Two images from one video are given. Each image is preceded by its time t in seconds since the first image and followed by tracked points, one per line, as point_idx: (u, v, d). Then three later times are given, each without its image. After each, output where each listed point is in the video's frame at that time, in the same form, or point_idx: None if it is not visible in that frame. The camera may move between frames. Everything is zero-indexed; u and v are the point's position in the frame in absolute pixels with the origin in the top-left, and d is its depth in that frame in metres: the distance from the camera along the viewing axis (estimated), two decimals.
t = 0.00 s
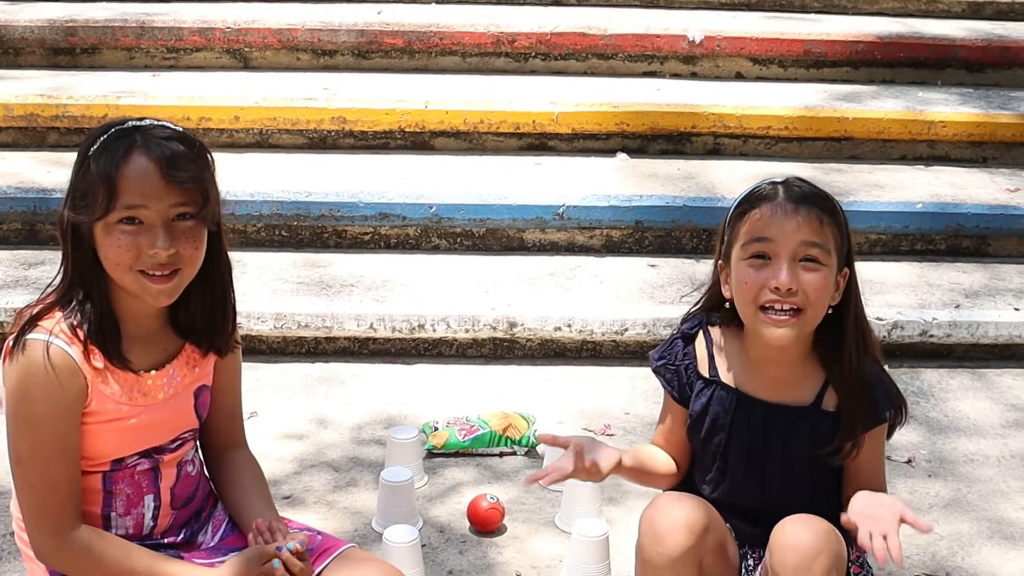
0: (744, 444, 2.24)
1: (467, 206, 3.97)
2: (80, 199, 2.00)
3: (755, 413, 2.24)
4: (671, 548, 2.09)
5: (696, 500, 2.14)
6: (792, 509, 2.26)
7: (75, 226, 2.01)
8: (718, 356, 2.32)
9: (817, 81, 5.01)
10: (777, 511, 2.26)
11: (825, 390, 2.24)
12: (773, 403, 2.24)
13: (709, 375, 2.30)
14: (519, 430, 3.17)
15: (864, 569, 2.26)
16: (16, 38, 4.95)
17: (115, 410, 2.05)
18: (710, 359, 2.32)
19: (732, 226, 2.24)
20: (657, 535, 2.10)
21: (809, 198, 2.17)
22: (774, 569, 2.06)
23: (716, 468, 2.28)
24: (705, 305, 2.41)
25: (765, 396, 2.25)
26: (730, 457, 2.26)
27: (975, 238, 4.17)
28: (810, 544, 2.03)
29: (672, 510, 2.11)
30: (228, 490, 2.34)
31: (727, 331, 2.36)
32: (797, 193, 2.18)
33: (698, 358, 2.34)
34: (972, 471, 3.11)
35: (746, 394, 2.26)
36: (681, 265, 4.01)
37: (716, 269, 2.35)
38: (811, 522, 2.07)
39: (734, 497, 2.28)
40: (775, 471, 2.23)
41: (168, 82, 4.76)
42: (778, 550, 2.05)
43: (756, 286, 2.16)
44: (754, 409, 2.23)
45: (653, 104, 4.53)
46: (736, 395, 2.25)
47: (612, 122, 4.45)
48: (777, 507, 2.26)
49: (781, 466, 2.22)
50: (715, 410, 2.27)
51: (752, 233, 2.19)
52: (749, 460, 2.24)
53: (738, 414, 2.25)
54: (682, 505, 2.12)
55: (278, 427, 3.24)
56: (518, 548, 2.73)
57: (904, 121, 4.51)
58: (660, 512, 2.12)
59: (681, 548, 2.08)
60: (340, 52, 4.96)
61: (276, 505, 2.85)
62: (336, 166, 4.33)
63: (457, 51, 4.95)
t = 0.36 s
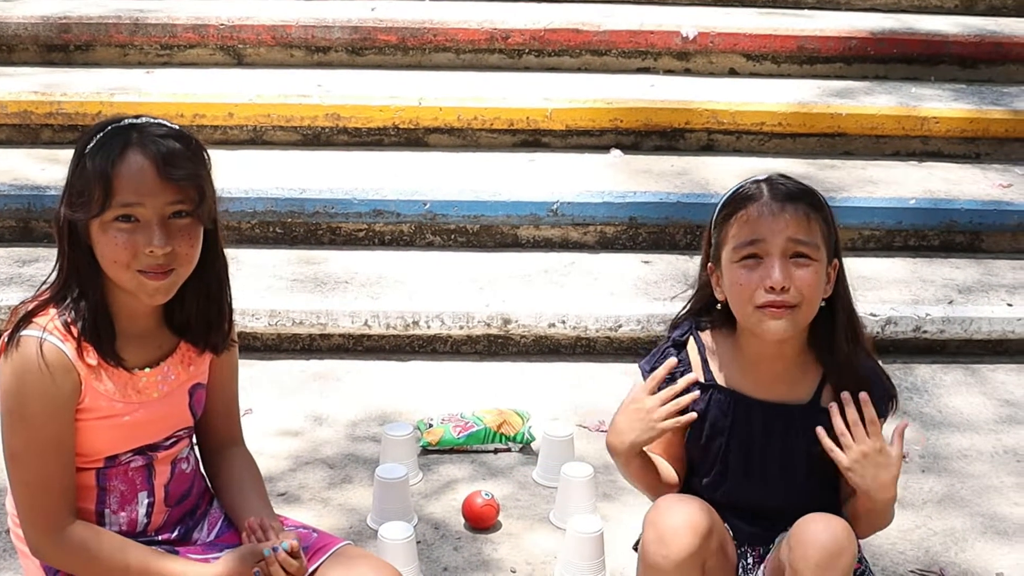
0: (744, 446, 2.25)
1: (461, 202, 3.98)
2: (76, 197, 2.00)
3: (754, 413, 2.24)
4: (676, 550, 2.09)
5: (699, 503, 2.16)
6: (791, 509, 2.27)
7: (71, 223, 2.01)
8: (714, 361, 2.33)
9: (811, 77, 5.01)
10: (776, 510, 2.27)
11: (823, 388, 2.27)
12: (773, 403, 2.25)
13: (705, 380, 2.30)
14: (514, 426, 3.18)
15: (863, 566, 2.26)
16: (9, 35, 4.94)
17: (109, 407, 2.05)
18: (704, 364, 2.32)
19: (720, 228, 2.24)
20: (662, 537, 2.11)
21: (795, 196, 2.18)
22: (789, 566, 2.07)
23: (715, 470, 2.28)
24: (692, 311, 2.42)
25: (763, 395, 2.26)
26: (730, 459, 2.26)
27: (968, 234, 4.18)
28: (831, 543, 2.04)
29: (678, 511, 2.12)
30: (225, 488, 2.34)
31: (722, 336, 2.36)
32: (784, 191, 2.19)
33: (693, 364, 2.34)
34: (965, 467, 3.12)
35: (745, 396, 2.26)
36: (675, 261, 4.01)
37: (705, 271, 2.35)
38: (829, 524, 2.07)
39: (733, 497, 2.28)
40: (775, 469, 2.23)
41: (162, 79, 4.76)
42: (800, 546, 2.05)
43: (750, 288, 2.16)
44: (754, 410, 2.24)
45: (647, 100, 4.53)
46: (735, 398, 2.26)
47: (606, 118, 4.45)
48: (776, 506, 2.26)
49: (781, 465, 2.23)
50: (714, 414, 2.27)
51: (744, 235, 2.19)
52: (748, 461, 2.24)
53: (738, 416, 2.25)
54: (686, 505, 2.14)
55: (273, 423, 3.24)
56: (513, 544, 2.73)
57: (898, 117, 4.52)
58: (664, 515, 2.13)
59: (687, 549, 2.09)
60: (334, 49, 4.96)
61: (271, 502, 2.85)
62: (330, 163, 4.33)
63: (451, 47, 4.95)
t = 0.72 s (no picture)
0: (735, 440, 2.26)
1: (458, 206, 3.98)
2: (77, 201, 2.00)
3: (745, 407, 2.25)
4: (657, 551, 2.10)
5: (680, 502, 2.15)
6: (785, 508, 2.27)
7: (72, 227, 2.01)
8: (708, 353, 2.33)
9: (807, 79, 5.02)
10: (769, 509, 2.27)
11: (815, 384, 2.26)
12: (764, 397, 2.25)
13: (699, 371, 2.31)
14: (512, 430, 3.18)
15: (856, 570, 2.28)
16: (6, 38, 4.93)
17: (110, 411, 2.05)
18: (700, 356, 2.33)
19: (731, 218, 2.24)
20: (643, 537, 2.11)
21: (810, 205, 2.16)
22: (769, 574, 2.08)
23: (708, 465, 2.29)
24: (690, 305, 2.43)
25: (754, 389, 2.26)
26: (722, 453, 2.26)
27: (965, 236, 4.19)
28: (807, 551, 2.05)
29: (660, 511, 2.12)
30: (223, 492, 2.33)
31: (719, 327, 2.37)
32: (798, 195, 2.18)
33: (689, 355, 2.35)
34: (962, 469, 3.13)
35: (737, 389, 2.27)
36: (672, 264, 4.02)
37: (711, 263, 2.35)
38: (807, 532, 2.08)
39: (726, 493, 2.28)
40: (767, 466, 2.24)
41: (159, 82, 4.75)
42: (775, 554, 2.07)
43: (743, 282, 2.18)
44: (744, 402, 2.25)
45: (644, 102, 4.53)
46: (726, 391, 2.27)
47: (602, 121, 4.45)
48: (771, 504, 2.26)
49: (773, 460, 2.24)
50: (706, 407, 2.28)
51: (748, 231, 2.19)
52: (740, 455, 2.25)
53: (729, 409, 2.26)
54: (668, 507, 2.14)
55: (272, 427, 3.24)
56: (512, 548, 2.73)
57: (894, 119, 4.53)
58: (645, 516, 2.13)
59: (667, 550, 2.09)
60: (331, 51, 4.96)
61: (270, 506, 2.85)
62: (327, 166, 4.33)
63: (447, 50, 4.95)
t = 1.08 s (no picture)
0: (733, 448, 2.26)
1: (458, 207, 3.97)
2: (76, 204, 1.99)
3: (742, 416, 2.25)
4: (647, 545, 2.10)
5: (672, 498, 2.15)
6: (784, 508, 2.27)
7: (72, 230, 2.00)
8: (709, 362, 2.32)
9: (806, 80, 5.02)
10: (769, 513, 2.28)
11: (817, 394, 2.25)
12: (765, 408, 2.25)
13: (699, 381, 2.30)
14: (513, 431, 3.18)
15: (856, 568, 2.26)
16: (4, 40, 4.92)
17: (110, 413, 2.04)
18: (700, 365, 2.32)
19: (725, 234, 2.24)
20: (633, 533, 2.11)
21: (805, 211, 2.16)
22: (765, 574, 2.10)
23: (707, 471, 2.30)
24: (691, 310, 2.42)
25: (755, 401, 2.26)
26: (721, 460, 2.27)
27: (964, 236, 4.19)
28: (801, 551, 2.06)
29: (649, 508, 2.11)
30: (223, 495, 2.33)
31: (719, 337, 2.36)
32: (792, 204, 2.17)
33: (689, 364, 2.34)
34: (963, 469, 3.13)
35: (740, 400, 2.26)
36: (672, 265, 4.02)
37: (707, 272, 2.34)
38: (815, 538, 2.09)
39: (725, 498, 2.29)
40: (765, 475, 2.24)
41: (157, 84, 4.75)
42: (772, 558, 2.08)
43: (748, 299, 2.17)
44: (743, 412, 2.25)
45: (643, 103, 4.53)
46: (726, 401, 2.26)
47: (602, 122, 4.45)
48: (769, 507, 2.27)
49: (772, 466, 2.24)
50: (706, 415, 2.28)
51: (747, 244, 2.18)
52: (739, 463, 2.25)
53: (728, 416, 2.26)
54: (659, 503, 2.12)
55: (272, 429, 3.23)
56: (513, 549, 2.73)
57: (893, 120, 4.53)
58: (634, 509, 2.13)
59: (657, 546, 2.09)
60: (329, 53, 4.95)
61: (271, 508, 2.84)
62: (326, 167, 4.32)
63: (446, 51, 4.95)
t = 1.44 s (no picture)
0: (737, 438, 2.26)
1: (458, 205, 3.97)
2: (75, 203, 1.99)
3: (744, 407, 2.25)
4: (674, 552, 2.10)
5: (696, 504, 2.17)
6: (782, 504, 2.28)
7: (71, 229, 2.00)
8: (714, 351, 2.32)
9: (806, 77, 5.02)
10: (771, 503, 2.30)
11: (815, 378, 2.25)
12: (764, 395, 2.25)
13: (704, 370, 2.29)
14: (514, 429, 3.17)
15: (851, 569, 2.26)
16: (3, 39, 4.92)
17: (110, 412, 2.04)
18: (705, 354, 2.31)
19: (724, 219, 2.25)
20: (658, 536, 2.12)
21: (801, 191, 2.18)
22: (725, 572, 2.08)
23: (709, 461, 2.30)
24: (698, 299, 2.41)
25: (756, 387, 2.26)
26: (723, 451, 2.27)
27: (964, 233, 4.19)
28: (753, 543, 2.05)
29: (676, 515, 2.14)
30: (223, 492, 2.33)
31: (722, 330, 2.35)
32: (788, 186, 2.19)
33: (694, 352, 2.33)
34: (964, 467, 3.13)
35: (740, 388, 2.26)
36: (672, 262, 4.02)
37: (709, 264, 2.35)
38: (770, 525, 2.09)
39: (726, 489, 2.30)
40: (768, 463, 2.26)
41: (157, 82, 4.74)
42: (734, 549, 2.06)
43: (749, 281, 2.16)
44: (746, 404, 2.25)
45: (642, 101, 4.53)
46: (730, 392, 2.26)
47: (602, 120, 4.45)
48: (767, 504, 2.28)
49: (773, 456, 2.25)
50: (709, 406, 2.27)
51: (744, 227, 2.19)
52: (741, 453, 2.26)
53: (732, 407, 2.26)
54: (686, 511, 2.14)
55: (273, 427, 3.23)
56: (515, 547, 2.73)
57: (893, 117, 4.53)
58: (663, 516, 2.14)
59: (682, 552, 2.10)
60: (328, 51, 4.95)
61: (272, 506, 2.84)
62: (326, 166, 4.32)
63: (445, 49, 4.94)
